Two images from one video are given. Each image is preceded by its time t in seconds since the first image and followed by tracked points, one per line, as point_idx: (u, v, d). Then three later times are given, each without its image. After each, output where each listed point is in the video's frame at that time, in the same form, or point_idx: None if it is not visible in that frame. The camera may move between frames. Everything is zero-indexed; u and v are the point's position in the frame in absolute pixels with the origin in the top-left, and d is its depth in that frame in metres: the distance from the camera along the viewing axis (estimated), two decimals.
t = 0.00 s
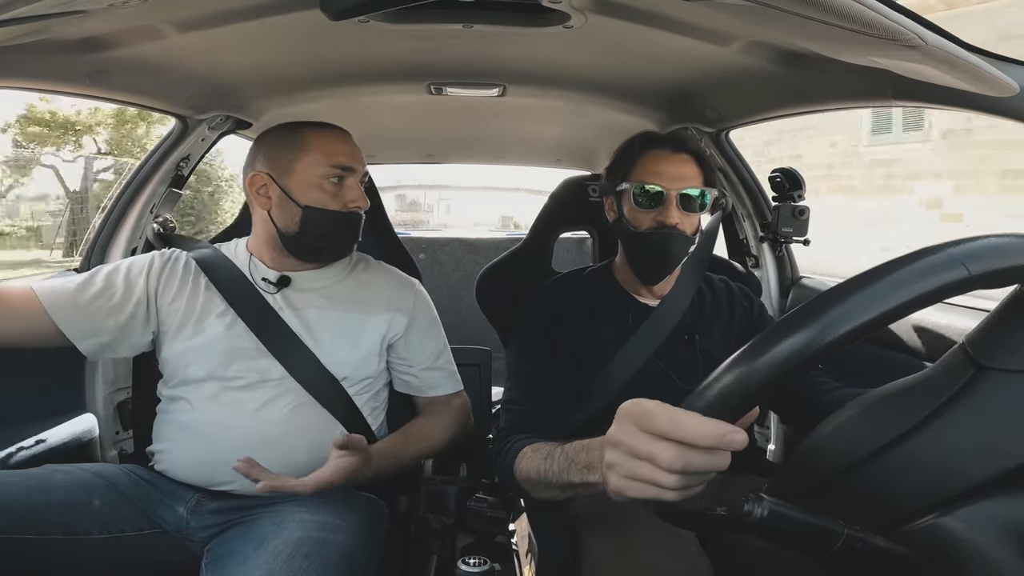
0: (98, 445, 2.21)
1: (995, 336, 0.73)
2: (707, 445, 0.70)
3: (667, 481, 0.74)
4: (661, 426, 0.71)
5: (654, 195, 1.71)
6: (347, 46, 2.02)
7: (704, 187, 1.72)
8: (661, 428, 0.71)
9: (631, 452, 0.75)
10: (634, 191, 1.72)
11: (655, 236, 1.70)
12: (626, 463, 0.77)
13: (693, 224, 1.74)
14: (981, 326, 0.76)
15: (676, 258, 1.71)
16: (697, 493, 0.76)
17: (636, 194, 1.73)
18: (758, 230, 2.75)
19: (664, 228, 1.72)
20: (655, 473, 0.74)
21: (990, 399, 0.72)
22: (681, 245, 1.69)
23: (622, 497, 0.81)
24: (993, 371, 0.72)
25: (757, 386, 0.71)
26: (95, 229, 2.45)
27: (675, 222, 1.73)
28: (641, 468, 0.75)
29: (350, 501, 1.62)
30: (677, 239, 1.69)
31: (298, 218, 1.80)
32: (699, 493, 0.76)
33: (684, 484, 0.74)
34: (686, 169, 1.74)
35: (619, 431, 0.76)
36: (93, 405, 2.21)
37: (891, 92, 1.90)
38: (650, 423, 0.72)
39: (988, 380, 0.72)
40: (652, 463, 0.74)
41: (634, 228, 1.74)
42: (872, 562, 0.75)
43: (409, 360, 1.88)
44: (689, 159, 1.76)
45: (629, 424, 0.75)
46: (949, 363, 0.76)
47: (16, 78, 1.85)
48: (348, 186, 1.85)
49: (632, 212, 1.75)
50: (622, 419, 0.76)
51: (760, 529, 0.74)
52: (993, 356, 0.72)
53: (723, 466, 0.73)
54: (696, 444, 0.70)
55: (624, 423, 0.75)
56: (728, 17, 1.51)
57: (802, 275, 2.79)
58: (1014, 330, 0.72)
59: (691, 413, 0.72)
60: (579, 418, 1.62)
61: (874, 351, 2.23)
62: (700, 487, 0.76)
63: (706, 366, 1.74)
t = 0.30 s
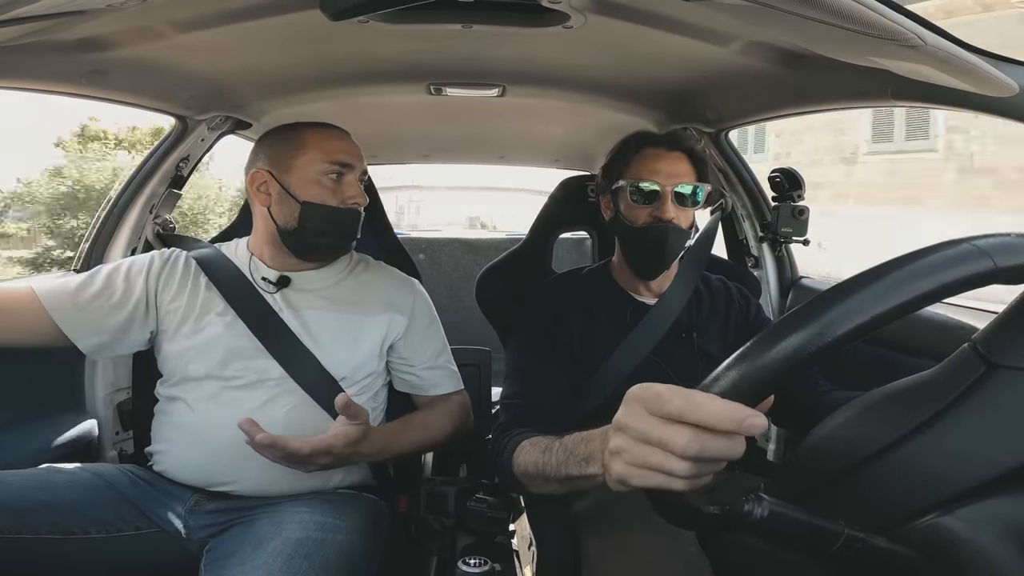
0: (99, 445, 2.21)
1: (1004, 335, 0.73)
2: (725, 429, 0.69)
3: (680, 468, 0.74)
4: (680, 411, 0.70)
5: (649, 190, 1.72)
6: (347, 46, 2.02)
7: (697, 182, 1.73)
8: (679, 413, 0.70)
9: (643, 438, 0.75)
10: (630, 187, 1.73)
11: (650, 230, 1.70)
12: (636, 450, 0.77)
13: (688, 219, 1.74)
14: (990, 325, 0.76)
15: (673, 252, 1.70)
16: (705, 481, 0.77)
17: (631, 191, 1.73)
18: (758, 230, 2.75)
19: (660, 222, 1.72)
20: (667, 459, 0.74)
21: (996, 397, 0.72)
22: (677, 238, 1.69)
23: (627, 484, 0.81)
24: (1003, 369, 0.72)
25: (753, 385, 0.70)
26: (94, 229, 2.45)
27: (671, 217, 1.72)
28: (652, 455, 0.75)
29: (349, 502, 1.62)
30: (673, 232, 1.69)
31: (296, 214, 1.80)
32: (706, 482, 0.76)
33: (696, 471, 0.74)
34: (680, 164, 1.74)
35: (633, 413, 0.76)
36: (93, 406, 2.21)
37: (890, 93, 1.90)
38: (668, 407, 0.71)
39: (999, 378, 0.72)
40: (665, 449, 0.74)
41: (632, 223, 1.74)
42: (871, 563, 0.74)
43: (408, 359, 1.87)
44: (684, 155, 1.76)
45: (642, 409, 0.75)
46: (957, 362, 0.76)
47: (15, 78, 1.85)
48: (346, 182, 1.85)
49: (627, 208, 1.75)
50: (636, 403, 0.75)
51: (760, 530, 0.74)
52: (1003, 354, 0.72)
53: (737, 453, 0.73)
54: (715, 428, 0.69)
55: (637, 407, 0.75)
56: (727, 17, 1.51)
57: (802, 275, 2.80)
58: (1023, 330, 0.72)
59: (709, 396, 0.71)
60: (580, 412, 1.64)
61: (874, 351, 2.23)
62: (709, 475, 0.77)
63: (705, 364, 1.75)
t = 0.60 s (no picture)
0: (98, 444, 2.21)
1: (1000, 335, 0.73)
2: (723, 430, 0.69)
3: (678, 470, 0.74)
4: (675, 412, 0.70)
5: (653, 190, 1.72)
6: (347, 46, 2.02)
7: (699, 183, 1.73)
8: (675, 413, 0.70)
9: (640, 440, 0.75)
10: (633, 185, 1.72)
11: (652, 230, 1.70)
12: (635, 452, 0.77)
13: (689, 219, 1.75)
14: (988, 325, 0.76)
15: (675, 251, 1.71)
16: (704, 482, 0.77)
17: (633, 190, 1.73)
18: (758, 230, 2.75)
19: (663, 222, 1.72)
20: (665, 461, 0.74)
21: (993, 397, 0.72)
22: (679, 237, 1.70)
23: (625, 485, 0.81)
24: (1002, 369, 0.72)
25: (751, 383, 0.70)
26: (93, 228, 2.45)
27: (673, 217, 1.73)
28: (649, 456, 0.75)
29: (349, 502, 1.62)
30: (676, 232, 1.69)
31: (293, 213, 1.79)
32: (705, 484, 0.76)
33: (694, 473, 0.74)
34: (684, 163, 1.74)
35: (630, 415, 0.75)
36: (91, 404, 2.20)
37: (891, 93, 1.89)
38: (665, 408, 0.71)
39: (998, 378, 0.72)
40: (662, 450, 0.73)
41: (634, 222, 1.74)
42: (870, 561, 0.75)
43: (408, 358, 1.87)
44: (687, 155, 1.76)
45: (640, 410, 0.75)
46: (954, 362, 0.76)
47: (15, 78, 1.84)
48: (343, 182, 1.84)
49: (629, 208, 1.75)
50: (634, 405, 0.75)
51: (760, 529, 0.74)
52: (1000, 354, 0.72)
53: (734, 455, 0.73)
54: (712, 428, 0.69)
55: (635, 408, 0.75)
56: (727, 17, 1.51)
57: (802, 275, 2.80)
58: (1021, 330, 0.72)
59: (708, 399, 0.70)
60: (580, 412, 1.64)
61: (874, 351, 2.23)
62: (707, 477, 0.76)
63: (705, 365, 1.74)
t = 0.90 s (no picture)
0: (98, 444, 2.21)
1: (989, 335, 0.72)
2: (706, 444, 0.69)
3: (668, 480, 0.74)
4: (661, 423, 0.71)
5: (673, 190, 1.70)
6: (347, 46, 2.02)
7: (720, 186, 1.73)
8: (660, 424, 0.70)
9: (630, 451, 0.75)
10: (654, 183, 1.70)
11: (668, 230, 1.70)
12: (627, 463, 0.77)
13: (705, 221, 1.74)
14: (977, 326, 0.75)
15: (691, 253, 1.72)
16: (697, 490, 0.77)
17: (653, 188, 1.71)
18: (757, 231, 2.75)
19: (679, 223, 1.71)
20: (655, 472, 0.74)
21: (985, 398, 0.72)
22: (699, 239, 1.71)
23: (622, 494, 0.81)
24: (994, 371, 0.71)
25: (752, 384, 0.71)
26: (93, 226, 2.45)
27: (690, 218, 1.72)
28: (641, 467, 0.75)
29: (349, 502, 1.62)
30: (693, 235, 1.69)
31: (291, 212, 1.79)
32: (699, 490, 0.76)
33: (683, 483, 0.74)
34: (702, 166, 1.74)
35: (619, 429, 0.76)
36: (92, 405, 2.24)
37: (891, 94, 1.90)
38: (652, 422, 0.71)
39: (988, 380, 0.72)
40: (652, 461, 0.74)
41: (654, 221, 1.73)
42: (869, 561, 0.75)
43: (408, 357, 1.87)
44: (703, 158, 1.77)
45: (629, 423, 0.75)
46: (947, 362, 0.76)
47: (16, 77, 1.85)
48: (341, 182, 1.83)
49: (645, 207, 1.74)
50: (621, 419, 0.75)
51: (760, 530, 0.74)
52: (990, 356, 0.72)
53: (722, 465, 0.73)
54: (697, 440, 0.69)
55: (623, 422, 0.75)
56: (726, 17, 1.51)
57: (802, 275, 2.81)
58: (1013, 331, 0.71)
59: (693, 414, 0.71)
60: (580, 415, 1.64)
61: (874, 351, 2.23)
62: (698, 485, 0.76)
63: (705, 366, 1.74)
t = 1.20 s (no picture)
0: (99, 444, 2.21)
1: (994, 334, 0.72)
2: (718, 433, 0.68)
3: (675, 473, 0.74)
4: (669, 413, 0.70)
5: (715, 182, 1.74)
6: (347, 45, 2.02)
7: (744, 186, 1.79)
8: (669, 415, 0.70)
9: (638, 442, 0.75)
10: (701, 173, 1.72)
11: (706, 220, 1.72)
12: (633, 454, 0.77)
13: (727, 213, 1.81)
14: (985, 324, 0.75)
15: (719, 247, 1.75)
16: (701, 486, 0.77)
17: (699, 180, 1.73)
18: (758, 230, 2.76)
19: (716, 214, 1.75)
20: (662, 464, 0.74)
21: (990, 396, 0.71)
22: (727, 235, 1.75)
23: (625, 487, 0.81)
24: (1001, 369, 0.71)
25: (757, 383, 0.70)
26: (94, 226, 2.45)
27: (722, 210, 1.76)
28: (648, 459, 0.75)
29: (349, 501, 1.63)
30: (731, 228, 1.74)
31: (278, 209, 1.79)
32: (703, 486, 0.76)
33: (690, 476, 0.74)
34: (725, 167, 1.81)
35: (629, 418, 0.76)
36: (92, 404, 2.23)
37: (891, 93, 1.90)
38: (662, 411, 0.71)
39: (995, 377, 0.71)
40: (660, 452, 0.73)
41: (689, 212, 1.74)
42: (870, 561, 0.75)
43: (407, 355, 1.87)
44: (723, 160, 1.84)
45: (639, 413, 0.75)
46: (953, 360, 0.75)
47: (17, 77, 1.85)
48: (328, 178, 1.82)
49: (686, 197, 1.75)
50: (633, 409, 0.76)
51: (760, 529, 0.74)
52: (995, 353, 0.71)
53: (730, 457, 0.72)
54: (707, 430, 0.68)
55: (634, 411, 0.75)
56: (727, 17, 1.51)
57: (802, 274, 2.81)
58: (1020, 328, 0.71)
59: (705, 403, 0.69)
60: (583, 413, 1.65)
61: (874, 350, 2.23)
62: (703, 480, 0.76)
63: (708, 366, 1.74)
